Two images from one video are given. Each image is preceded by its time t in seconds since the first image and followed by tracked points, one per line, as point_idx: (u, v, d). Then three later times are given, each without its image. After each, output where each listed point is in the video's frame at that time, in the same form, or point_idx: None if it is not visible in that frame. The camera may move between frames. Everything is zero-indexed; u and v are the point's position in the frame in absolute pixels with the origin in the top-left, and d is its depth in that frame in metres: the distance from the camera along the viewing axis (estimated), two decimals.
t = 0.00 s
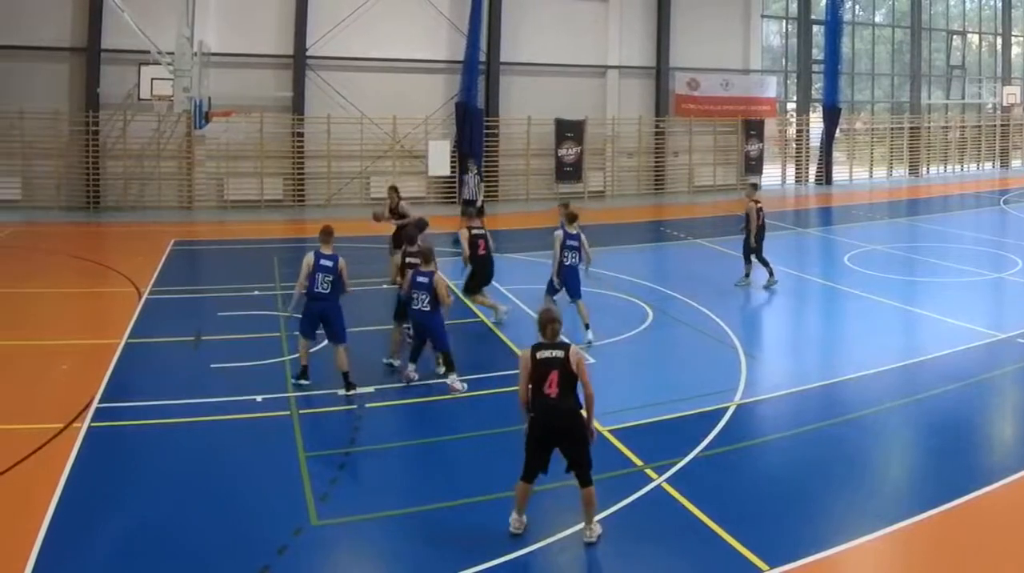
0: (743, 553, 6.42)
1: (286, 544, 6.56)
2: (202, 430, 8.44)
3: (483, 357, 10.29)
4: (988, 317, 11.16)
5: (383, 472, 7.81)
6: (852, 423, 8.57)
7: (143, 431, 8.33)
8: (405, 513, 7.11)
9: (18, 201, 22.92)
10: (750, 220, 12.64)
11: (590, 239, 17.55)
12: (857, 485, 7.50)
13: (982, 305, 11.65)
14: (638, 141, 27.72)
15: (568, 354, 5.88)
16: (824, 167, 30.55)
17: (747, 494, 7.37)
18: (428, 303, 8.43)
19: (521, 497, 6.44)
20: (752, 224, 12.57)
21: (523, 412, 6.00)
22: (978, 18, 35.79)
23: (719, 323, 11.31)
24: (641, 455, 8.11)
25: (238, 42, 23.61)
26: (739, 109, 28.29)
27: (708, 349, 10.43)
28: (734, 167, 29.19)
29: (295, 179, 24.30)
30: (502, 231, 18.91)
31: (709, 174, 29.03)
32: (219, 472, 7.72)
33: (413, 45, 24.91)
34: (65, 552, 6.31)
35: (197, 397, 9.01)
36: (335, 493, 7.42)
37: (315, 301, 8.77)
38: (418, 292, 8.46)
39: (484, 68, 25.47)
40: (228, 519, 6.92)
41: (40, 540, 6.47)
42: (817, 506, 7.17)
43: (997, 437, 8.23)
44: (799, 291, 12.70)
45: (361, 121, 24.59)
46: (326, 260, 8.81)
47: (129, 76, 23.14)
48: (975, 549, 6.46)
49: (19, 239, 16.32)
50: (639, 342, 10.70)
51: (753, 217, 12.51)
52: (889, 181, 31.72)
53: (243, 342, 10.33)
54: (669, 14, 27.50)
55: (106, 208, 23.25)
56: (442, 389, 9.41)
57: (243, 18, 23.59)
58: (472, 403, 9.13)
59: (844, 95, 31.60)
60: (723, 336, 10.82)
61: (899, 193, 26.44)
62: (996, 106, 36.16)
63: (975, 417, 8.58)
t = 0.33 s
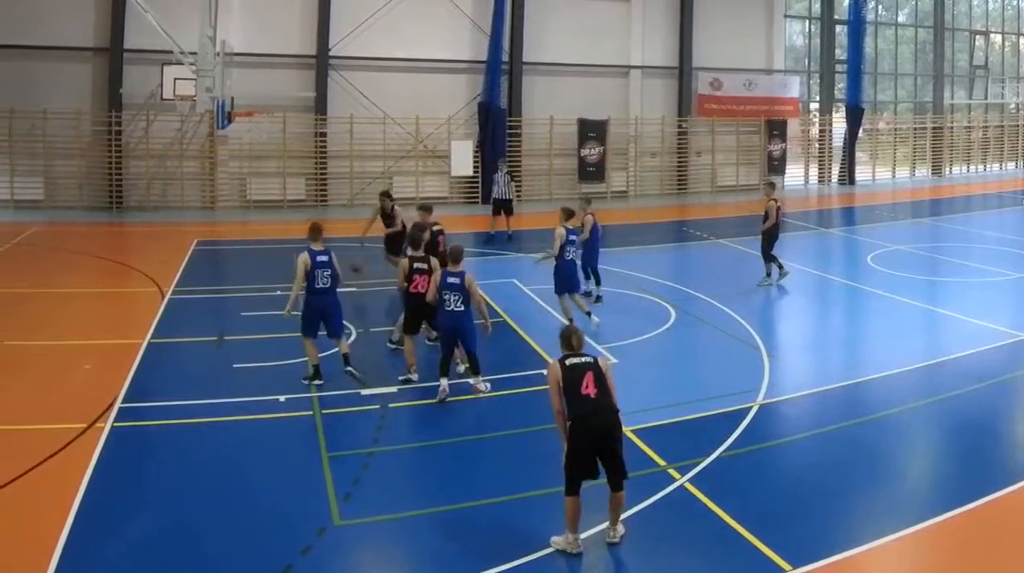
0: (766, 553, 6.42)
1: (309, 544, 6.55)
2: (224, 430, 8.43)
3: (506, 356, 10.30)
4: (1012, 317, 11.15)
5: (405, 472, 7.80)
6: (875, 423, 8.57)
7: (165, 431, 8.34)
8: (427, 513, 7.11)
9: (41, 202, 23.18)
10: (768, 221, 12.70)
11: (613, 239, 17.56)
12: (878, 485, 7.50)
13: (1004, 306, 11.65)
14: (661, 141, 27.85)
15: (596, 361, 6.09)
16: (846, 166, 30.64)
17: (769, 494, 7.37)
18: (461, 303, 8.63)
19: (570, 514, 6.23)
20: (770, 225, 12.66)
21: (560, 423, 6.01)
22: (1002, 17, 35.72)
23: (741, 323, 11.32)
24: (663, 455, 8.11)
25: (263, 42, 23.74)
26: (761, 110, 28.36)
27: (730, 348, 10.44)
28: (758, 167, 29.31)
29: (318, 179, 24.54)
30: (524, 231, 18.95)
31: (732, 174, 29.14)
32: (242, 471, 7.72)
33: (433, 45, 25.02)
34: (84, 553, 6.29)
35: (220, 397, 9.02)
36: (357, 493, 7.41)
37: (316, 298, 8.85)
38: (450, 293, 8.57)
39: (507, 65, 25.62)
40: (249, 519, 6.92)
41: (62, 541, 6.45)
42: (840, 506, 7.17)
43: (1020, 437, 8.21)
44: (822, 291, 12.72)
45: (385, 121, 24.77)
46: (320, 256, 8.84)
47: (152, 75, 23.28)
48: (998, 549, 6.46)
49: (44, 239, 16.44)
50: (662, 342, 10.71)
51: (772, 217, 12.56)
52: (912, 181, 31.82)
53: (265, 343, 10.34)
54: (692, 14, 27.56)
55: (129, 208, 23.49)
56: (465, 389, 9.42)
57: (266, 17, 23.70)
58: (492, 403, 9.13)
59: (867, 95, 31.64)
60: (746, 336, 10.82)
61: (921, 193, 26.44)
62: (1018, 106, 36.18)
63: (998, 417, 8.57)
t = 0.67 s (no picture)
0: (788, 553, 6.40)
1: (332, 544, 6.53)
2: (246, 429, 8.43)
3: (529, 356, 10.30)
4: None
5: (429, 473, 7.77)
6: (898, 423, 8.56)
7: (188, 431, 8.33)
8: (449, 513, 7.08)
9: (64, 202, 23.66)
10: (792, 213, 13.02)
11: (636, 239, 17.59)
12: (899, 485, 7.49)
13: None
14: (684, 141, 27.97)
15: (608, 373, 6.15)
16: (869, 166, 30.70)
17: (789, 493, 7.37)
18: (479, 308, 8.48)
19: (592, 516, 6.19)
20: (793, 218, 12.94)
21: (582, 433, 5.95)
22: None
23: (764, 323, 11.33)
24: (685, 455, 8.10)
25: (285, 42, 24.02)
26: (784, 110, 28.47)
27: (753, 348, 10.44)
28: (780, 167, 29.31)
29: (340, 179, 24.85)
30: (547, 231, 18.97)
31: (755, 174, 29.21)
32: (264, 471, 7.71)
33: (456, 44, 25.17)
34: (106, 552, 6.28)
35: (244, 397, 9.02)
36: (378, 493, 7.39)
37: (323, 290, 9.20)
38: (467, 297, 8.43)
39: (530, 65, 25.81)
40: (269, 519, 6.90)
41: (84, 540, 6.45)
42: (860, 505, 7.16)
43: None
44: (845, 291, 12.73)
45: (409, 121, 24.99)
46: (326, 252, 9.29)
47: (175, 75, 23.60)
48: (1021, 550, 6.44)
49: (69, 239, 16.64)
50: (683, 342, 10.72)
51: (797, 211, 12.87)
52: (935, 181, 31.86)
53: (288, 342, 10.37)
54: (714, 14, 27.66)
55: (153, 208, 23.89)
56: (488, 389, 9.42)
57: (289, 17, 24.00)
58: (514, 404, 9.12)
59: (890, 95, 31.71)
60: (768, 336, 10.83)
61: (943, 193, 26.45)
62: None
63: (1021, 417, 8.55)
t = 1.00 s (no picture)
0: (812, 553, 6.36)
1: (354, 544, 6.48)
2: (269, 429, 8.42)
3: (553, 357, 10.32)
4: None
5: (453, 472, 7.73)
6: (922, 423, 8.55)
7: (210, 430, 8.33)
8: (472, 513, 7.02)
9: (87, 202, 23.73)
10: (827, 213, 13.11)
11: (659, 239, 17.64)
12: (922, 485, 7.45)
13: None
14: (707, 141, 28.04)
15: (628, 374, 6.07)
16: (892, 166, 30.70)
17: (812, 492, 7.33)
18: (510, 313, 8.50)
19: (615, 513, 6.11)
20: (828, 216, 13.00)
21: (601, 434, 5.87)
22: None
23: (788, 323, 11.33)
24: (708, 455, 8.07)
25: (308, 42, 24.18)
26: (807, 110, 28.53)
27: (776, 348, 10.45)
28: (804, 167, 29.28)
29: (363, 179, 24.88)
30: (570, 231, 18.99)
31: (778, 174, 29.23)
32: (287, 471, 7.66)
33: (478, 44, 25.33)
34: (131, 549, 6.26)
35: (268, 397, 9.04)
36: (401, 493, 7.34)
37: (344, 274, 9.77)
38: (499, 303, 8.43)
39: (552, 65, 25.95)
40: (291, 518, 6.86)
41: (109, 536, 6.44)
42: (884, 505, 7.12)
43: None
44: (867, 290, 12.75)
45: (430, 122, 25.13)
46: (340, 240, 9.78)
47: (198, 76, 23.77)
48: None
49: (92, 240, 16.72)
50: (705, 342, 10.72)
51: (831, 209, 13.01)
52: (958, 181, 31.84)
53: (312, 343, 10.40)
54: (737, 15, 27.75)
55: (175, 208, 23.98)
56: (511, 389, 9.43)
57: (311, 18, 24.14)
58: (537, 404, 9.12)
59: (913, 95, 31.76)
60: (791, 336, 10.84)
61: (966, 193, 26.42)
62: None
63: None
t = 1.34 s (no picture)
0: (834, 553, 6.30)
1: (376, 544, 6.40)
2: (291, 429, 8.40)
3: (575, 358, 10.32)
4: None
5: (476, 472, 7.68)
6: (945, 423, 8.53)
7: (233, 430, 8.31)
8: (495, 513, 6.96)
9: (109, 202, 23.83)
10: (867, 214, 13.17)
11: (682, 238, 17.67)
12: (944, 485, 7.39)
13: None
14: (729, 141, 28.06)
15: (661, 360, 5.81)
16: (914, 166, 30.72)
17: (834, 492, 7.27)
18: (531, 315, 8.46)
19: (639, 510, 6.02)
20: (868, 216, 13.03)
21: (624, 424, 5.73)
22: None
23: (810, 323, 11.33)
24: (730, 454, 8.04)
25: (329, 42, 24.25)
26: (829, 110, 28.63)
27: (799, 348, 10.47)
28: (827, 167, 29.32)
29: (386, 179, 24.91)
30: (592, 231, 18.99)
31: (801, 174, 29.25)
32: (309, 471, 7.62)
33: (498, 44, 25.34)
34: (156, 548, 6.23)
35: (293, 396, 9.05)
36: (424, 493, 7.28)
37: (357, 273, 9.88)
38: (519, 305, 8.38)
39: (575, 65, 26.01)
40: (312, 517, 6.80)
41: (131, 535, 6.40)
42: (907, 505, 7.06)
43: None
44: (890, 290, 12.77)
45: (454, 122, 25.16)
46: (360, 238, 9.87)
47: (220, 76, 23.82)
48: None
49: (114, 239, 16.73)
50: (727, 341, 10.74)
51: (871, 209, 13.06)
52: (980, 181, 31.86)
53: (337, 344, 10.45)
54: (760, 15, 27.81)
55: (198, 208, 24.05)
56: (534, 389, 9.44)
57: (334, 18, 24.19)
58: (559, 404, 9.12)
59: (935, 95, 31.83)
60: (813, 336, 10.86)
61: (989, 193, 26.42)
62: None
63: None
